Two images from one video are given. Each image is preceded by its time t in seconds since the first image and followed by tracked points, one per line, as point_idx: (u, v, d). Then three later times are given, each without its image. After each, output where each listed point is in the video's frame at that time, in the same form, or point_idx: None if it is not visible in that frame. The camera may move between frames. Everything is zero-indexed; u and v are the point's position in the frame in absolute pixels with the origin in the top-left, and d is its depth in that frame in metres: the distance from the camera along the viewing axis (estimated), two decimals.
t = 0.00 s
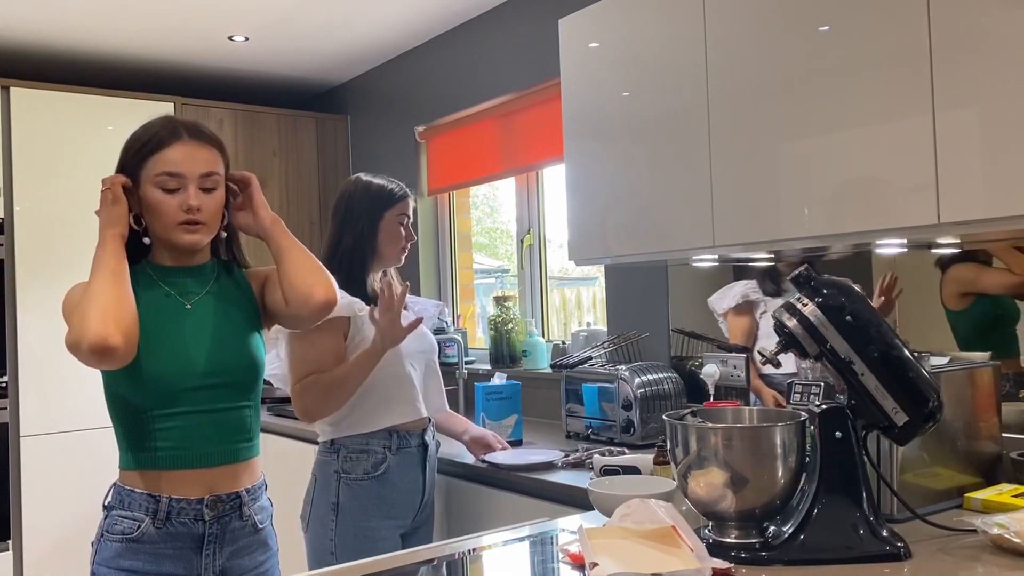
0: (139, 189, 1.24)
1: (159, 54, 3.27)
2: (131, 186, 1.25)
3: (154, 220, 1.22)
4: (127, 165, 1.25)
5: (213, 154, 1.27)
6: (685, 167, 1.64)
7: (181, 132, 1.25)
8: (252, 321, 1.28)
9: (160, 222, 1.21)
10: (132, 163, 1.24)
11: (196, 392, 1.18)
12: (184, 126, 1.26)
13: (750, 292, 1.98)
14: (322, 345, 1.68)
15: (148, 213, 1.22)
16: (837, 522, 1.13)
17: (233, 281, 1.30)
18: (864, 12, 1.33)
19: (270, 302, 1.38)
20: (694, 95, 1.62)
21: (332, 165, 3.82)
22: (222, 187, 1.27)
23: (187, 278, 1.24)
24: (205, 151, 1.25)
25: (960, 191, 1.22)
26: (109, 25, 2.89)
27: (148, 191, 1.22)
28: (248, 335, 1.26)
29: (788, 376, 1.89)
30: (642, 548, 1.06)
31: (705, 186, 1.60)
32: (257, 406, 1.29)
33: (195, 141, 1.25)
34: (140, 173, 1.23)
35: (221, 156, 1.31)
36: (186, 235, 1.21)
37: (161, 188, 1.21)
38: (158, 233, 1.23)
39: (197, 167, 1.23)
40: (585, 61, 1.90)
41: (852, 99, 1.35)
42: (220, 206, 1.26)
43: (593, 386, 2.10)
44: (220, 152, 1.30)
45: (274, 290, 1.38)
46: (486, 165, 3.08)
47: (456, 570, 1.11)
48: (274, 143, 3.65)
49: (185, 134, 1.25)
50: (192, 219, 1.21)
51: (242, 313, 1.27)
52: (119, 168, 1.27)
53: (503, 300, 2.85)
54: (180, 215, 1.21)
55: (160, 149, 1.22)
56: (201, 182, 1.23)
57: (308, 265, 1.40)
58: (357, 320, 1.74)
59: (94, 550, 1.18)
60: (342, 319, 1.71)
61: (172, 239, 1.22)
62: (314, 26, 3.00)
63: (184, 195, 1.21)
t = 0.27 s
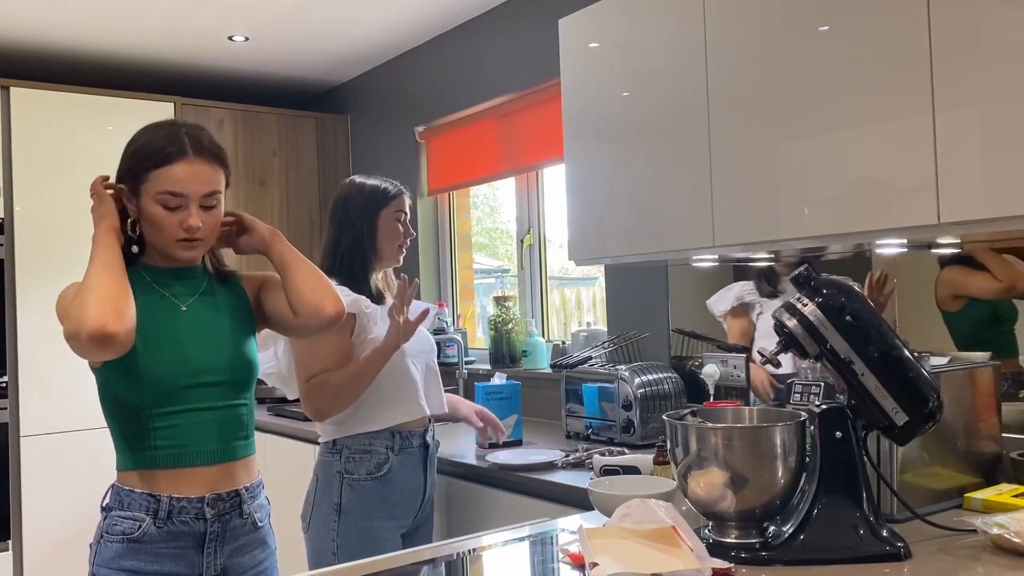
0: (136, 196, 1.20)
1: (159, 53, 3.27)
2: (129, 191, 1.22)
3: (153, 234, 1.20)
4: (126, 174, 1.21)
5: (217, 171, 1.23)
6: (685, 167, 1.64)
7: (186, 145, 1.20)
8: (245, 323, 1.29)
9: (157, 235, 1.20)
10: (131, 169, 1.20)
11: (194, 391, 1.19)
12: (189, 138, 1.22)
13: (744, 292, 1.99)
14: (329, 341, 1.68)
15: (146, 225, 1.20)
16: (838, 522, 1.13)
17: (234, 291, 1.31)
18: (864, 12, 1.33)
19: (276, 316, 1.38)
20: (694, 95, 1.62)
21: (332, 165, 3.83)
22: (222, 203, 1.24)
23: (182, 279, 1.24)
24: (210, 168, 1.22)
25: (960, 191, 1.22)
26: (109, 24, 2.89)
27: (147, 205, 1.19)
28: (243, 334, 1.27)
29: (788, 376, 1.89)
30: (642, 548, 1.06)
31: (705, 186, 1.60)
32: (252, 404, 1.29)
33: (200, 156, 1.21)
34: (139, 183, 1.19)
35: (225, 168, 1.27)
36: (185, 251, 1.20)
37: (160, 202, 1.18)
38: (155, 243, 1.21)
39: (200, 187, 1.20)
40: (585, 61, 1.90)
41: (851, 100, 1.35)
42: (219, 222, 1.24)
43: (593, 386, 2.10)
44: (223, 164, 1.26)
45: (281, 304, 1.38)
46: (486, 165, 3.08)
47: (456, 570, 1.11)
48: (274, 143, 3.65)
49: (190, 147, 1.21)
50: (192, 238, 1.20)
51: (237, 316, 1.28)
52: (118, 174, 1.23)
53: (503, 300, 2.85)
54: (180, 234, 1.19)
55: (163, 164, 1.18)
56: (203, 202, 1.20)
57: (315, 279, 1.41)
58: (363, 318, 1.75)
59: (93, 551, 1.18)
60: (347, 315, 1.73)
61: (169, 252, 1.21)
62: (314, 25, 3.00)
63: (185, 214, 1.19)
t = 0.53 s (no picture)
0: (131, 198, 1.19)
1: (159, 53, 3.27)
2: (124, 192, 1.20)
3: (149, 237, 1.19)
4: (123, 175, 1.19)
5: (215, 176, 1.22)
6: (685, 168, 1.64)
7: (184, 149, 1.19)
8: (242, 324, 1.28)
9: (152, 238, 1.19)
10: (128, 170, 1.18)
11: (189, 394, 1.18)
12: (188, 142, 1.20)
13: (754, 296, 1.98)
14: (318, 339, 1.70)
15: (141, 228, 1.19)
16: (837, 522, 1.13)
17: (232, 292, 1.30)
18: (864, 12, 1.33)
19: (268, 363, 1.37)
20: (694, 96, 1.62)
21: (332, 165, 3.83)
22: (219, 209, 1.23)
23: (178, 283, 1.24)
24: (208, 174, 1.20)
25: (961, 191, 1.22)
26: (109, 24, 2.89)
27: (143, 208, 1.17)
28: (239, 336, 1.26)
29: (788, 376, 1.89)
30: (642, 548, 1.06)
31: (705, 186, 1.60)
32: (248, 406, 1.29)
33: (199, 161, 1.20)
34: (135, 186, 1.18)
35: (223, 172, 1.26)
36: (181, 255, 1.20)
37: (156, 206, 1.17)
38: (151, 246, 1.21)
39: (198, 193, 1.19)
40: (585, 61, 1.90)
41: (851, 100, 1.35)
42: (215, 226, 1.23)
43: (593, 386, 2.10)
44: (222, 168, 1.25)
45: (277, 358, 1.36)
46: (486, 165, 3.08)
47: (457, 570, 1.11)
48: (274, 143, 3.65)
49: (188, 152, 1.19)
50: (187, 244, 1.19)
51: (232, 318, 1.27)
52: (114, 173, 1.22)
53: (503, 300, 2.85)
54: (175, 238, 1.18)
55: (161, 168, 1.17)
56: (200, 208, 1.19)
57: (318, 362, 1.37)
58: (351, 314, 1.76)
59: (91, 551, 1.18)
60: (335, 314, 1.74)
61: (164, 255, 1.20)
62: (314, 25, 3.00)
63: (181, 219, 1.18)
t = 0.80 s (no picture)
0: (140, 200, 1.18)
1: (159, 53, 3.27)
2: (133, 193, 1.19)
3: (157, 240, 1.19)
4: (133, 177, 1.18)
5: (226, 181, 1.22)
6: (685, 167, 1.64)
7: (197, 154, 1.18)
8: (243, 327, 1.28)
9: (160, 242, 1.19)
10: (138, 172, 1.17)
11: (189, 397, 1.19)
12: (199, 146, 1.20)
13: (769, 296, 1.94)
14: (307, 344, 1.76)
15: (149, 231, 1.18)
16: (837, 522, 1.13)
17: (235, 295, 1.31)
18: (863, 12, 1.33)
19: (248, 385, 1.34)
20: (694, 96, 1.62)
21: (332, 165, 3.83)
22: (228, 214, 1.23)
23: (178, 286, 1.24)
24: (219, 180, 1.20)
25: (961, 191, 1.22)
26: (108, 24, 2.89)
27: (153, 211, 1.17)
28: (239, 340, 1.26)
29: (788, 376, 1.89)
30: (643, 548, 1.06)
31: (705, 186, 1.60)
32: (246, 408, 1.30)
33: (210, 166, 1.20)
34: (145, 189, 1.17)
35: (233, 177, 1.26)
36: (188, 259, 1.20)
37: (165, 210, 1.16)
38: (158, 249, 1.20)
39: (209, 199, 1.18)
40: (585, 62, 1.90)
41: (851, 100, 1.35)
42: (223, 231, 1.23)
43: (593, 386, 2.10)
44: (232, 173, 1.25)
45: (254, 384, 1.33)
46: (486, 165, 3.08)
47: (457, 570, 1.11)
48: (274, 143, 3.65)
49: (200, 157, 1.19)
50: (196, 248, 1.19)
51: (238, 327, 1.27)
52: (122, 174, 1.21)
53: (503, 300, 2.85)
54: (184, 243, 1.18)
55: (173, 173, 1.16)
56: (211, 213, 1.19)
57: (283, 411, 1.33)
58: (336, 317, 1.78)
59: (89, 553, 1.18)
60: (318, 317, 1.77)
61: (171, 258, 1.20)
62: (314, 25, 3.00)
63: (190, 224, 1.17)
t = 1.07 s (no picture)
0: (149, 202, 1.18)
1: (159, 53, 3.27)
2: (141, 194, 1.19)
3: (164, 242, 1.19)
4: (141, 179, 1.18)
5: (235, 185, 1.22)
6: (685, 168, 1.64)
7: (208, 157, 1.18)
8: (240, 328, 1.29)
9: (168, 244, 1.19)
10: (149, 174, 1.17)
11: (188, 398, 1.19)
12: (209, 149, 1.20)
13: (772, 295, 1.93)
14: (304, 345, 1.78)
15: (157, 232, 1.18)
16: (836, 522, 1.13)
17: (232, 297, 1.32)
18: (863, 12, 1.33)
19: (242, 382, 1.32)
20: (694, 96, 1.62)
21: (332, 165, 3.83)
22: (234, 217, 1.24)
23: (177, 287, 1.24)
24: (229, 184, 1.20)
25: (961, 191, 1.22)
26: (108, 24, 2.89)
27: (162, 213, 1.17)
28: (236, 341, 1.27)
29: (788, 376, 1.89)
30: (642, 548, 1.06)
31: (705, 187, 1.60)
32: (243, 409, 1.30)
33: (220, 170, 1.20)
34: (155, 191, 1.17)
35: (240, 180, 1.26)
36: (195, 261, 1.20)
37: (175, 213, 1.17)
38: (164, 250, 1.20)
39: (219, 204, 1.19)
40: (585, 62, 1.90)
41: (851, 100, 1.35)
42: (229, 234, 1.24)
43: (593, 386, 2.10)
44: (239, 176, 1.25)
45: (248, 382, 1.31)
46: (486, 165, 3.08)
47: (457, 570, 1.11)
48: (274, 143, 3.65)
49: (211, 160, 1.19)
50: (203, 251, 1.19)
51: (234, 325, 1.28)
52: (129, 175, 1.20)
53: (503, 300, 2.85)
54: (192, 246, 1.18)
55: (185, 176, 1.16)
56: (219, 217, 1.20)
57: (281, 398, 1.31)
58: (331, 319, 1.79)
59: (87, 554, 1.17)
60: (313, 320, 1.78)
61: (177, 260, 1.20)
62: (315, 25, 3.00)
63: (200, 227, 1.18)
